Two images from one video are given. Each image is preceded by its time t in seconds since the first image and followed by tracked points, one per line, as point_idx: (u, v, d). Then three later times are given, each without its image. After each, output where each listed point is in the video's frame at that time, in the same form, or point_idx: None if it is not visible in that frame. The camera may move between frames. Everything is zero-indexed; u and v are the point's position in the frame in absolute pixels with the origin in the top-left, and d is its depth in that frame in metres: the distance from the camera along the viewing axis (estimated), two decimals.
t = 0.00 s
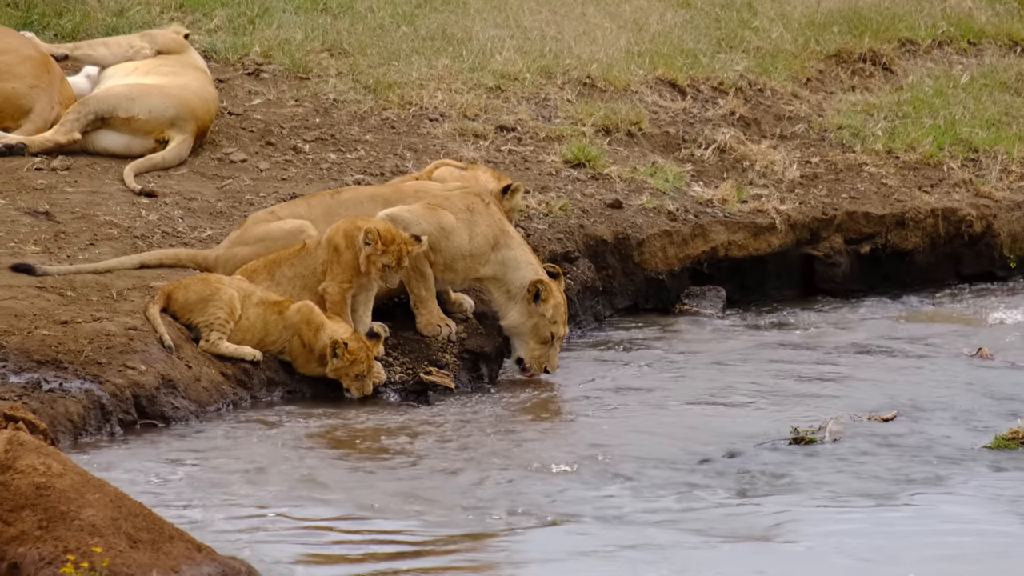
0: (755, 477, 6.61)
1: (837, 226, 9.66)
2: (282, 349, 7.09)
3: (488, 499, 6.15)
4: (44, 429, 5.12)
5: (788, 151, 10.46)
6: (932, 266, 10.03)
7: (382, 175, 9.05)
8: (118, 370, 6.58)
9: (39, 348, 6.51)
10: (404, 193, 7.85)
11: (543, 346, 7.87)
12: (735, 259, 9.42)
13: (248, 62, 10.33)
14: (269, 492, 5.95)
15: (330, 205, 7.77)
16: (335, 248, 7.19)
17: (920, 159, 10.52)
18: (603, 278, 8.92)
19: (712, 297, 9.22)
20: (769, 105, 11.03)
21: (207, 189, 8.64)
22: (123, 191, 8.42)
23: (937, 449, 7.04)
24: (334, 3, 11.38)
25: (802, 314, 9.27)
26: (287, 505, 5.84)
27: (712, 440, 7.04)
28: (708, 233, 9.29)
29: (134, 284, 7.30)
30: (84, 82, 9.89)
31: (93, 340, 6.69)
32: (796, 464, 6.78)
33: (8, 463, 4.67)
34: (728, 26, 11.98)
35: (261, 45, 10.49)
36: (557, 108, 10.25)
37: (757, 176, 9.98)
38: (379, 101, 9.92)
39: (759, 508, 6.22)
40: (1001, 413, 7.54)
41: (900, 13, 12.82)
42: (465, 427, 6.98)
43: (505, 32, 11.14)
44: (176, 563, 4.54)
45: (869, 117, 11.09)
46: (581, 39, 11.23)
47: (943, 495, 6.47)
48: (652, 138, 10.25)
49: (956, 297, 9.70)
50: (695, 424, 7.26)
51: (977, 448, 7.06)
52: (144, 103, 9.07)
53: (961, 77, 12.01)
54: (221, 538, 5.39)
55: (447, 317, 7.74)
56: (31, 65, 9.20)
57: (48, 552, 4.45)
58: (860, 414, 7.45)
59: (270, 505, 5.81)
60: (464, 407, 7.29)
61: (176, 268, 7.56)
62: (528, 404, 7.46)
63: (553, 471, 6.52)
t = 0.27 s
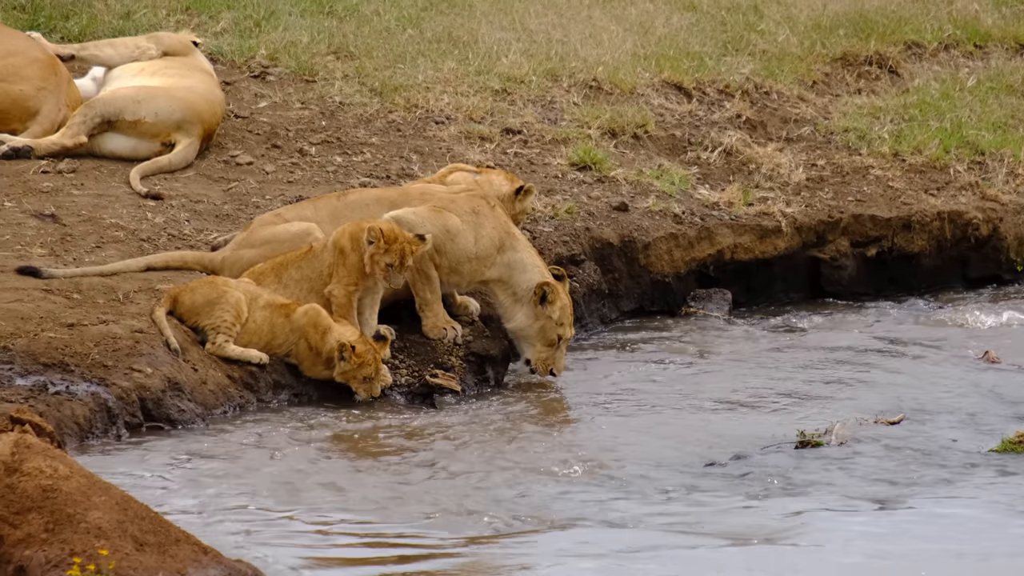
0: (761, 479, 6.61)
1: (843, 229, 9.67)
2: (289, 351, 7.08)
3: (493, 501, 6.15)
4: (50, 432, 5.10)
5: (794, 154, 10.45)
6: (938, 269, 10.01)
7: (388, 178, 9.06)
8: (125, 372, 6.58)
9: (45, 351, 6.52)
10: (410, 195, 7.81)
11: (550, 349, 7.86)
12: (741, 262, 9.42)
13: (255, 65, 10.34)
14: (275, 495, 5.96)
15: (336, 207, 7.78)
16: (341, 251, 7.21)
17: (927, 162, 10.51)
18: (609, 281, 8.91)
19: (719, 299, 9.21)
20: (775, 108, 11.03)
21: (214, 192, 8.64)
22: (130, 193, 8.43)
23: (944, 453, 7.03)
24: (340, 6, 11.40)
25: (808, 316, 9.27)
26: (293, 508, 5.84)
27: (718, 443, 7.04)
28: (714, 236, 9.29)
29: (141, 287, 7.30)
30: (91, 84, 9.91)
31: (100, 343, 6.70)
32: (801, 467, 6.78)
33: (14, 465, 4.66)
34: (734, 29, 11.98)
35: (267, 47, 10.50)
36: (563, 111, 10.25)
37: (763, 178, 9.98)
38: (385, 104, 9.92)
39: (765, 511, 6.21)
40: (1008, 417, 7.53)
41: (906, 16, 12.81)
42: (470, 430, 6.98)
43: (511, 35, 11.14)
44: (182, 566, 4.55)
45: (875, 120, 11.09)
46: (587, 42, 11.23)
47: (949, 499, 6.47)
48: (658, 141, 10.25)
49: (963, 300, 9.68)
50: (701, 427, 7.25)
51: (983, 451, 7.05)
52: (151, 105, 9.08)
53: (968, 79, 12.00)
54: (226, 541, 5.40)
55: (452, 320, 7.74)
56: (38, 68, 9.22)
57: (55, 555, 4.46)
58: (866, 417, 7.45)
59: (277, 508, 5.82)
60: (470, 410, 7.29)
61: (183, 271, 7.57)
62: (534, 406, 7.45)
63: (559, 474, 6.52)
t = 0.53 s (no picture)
0: (767, 481, 6.60)
1: (849, 231, 9.66)
2: (295, 353, 7.08)
3: (500, 503, 6.14)
4: (56, 432, 5.06)
5: (800, 156, 10.46)
6: (944, 271, 10.01)
7: (394, 179, 9.06)
8: (130, 374, 6.58)
9: (50, 352, 6.52)
10: (417, 198, 7.82)
11: (558, 349, 7.84)
12: (747, 263, 9.41)
13: (261, 66, 10.34)
14: (282, 496, 5.95)
15: (342, 210, 7.77)
16: (346, 253, 7.20)
17: (932, 164, 10.51)
18: (615, 282, 8.91)
19: (724, 301, 9.23)
20: (781, 110, 11.03)
21: (219, 193, 8.64)
22: (135, 195, 8.43)
23: (950, 454, 7.02)
24: (346, 8, 11.40)
25: (815, 318, 9.26)
26: (299, 509, 5.83)
27: (724, 444, 7.03)
28: (720, 238, 9.29)
29: (146, 288, 7.30)
30: (96, 86, 9.91)
31: (105, 344, 6.70)
32: (807, 468, 6.77)
33: (19, 466, 4.64)
34: (740, 31, 11.98)
35: (273, 49, 10.50)
36: (569, 113, 10.26)
37: (768, 180, 9.98)
38: (391, 105, 9.92)
39: (771, 513, 6.21)
40: (1014, 418, 7.53)
41: (912, 18, 12.81)
42: (476, 431, 6.98)
43: (517, 36, 11.15)
44: (187, 567, 4.55)
45: (881, 122, 11.09)
46: (593, 44, 11.23)
47: (955, 500, 6.46)
48: (664, 142, 10.24)
49: (968, 302, 9.68)
50: (707, 429, 7.25)
51: (989, 453, 7.05)
52: (156, 107, 9.08)
53: (974, 81, 12.00)
54: (232, 542, 5.39)
55: (459, 321, 7.74)
56: (43, 69, 9.22)
57: (61, 556, 4.46)
58: (872, 419, 7.44)
59: (283, 509, 5.81)
60: (475, 411, 7.28)
61: (188, 272, 7.57)
62: (539, 407, 7.45)
63: (565, 476, 6.52)
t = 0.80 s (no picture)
0: (770, 480, 6.60)
1: (852, 230, 9.66)
2: (298, 351, 7.08)
3: (503, 501, 6.14)
4: (59, 432, 5.09)
5: (803, 155, 10.45)
6: (947, 270, 10.01)
7: (397, 178, 9.06)
8: (133, 373, 6.58)
9: (53, 351, 6.52)
10: (420, 195, 7.83)
11: (559, 350, 7.85)
12: (750, 262, 9.41)
13: (263, 66, 10.34)
14: (285, 495, 5.95)
15: (344, 208, 7.78)
16: (349, 252, 7.21)
17: (935, 163, 10.50)
18: (618, 281, 8.91)
19: (728, 300, 9.23)
20: (784, 108, 11.03)
21: (222, 192, 8.64)
22: (138, 194, 8.42)
23: (953, 453, 7.02)
24: (349, 7, 11.40)
25: (818, 317, 9.26)
26: (302, 508, 5.83)
27: (727, 443, 7.03)
28: (723, 237, 9.28)
29: (149, 287, 7.30)
30: (99, 85, 9.91)
31: (108, 343, 6.70)
32: (811, 467, 6.77)
33: (24, 465, 4.66)
34: (743, 30, 11.97)
35: (276, 48, 10.50)
36: (572, 112, 10.25)
37: (772, 179, 9.98)
38: (394, 104, 9.91)
39: (775, 512, 6.20)
40: (1017, 417, 7.52)
41: (915, 17, 12.80)
42: (479, 430, 6.98)
43: (520, 36, 11.14)
44: (190, 566, 4.52)
45: (884, 120, 11.08)
46: (596, 43, 11.22)
47: (959, 499, 6.46)
48: (667, 141, 10.24)
49: (971, 301, 9.67)
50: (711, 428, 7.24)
51: (992, 451, 7.05)
52: (159, 105, 9.08)
53: (977, 80, 11.99)
54: (235, 541, 5.39)
55: (461, 320, 7.74)
56: (46, 68, 9.22)
57: (63, 555, 4.44)
58: (875, 417, 7.44)
59: (286, 508, 5.81)
60: (478, 409, 7.28)
61: (191, 271, 7.58)
62: (542, 406, 7.44)
63: (568, 474, 6.51)
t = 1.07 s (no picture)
0: (773, 478, 6.60)
1: (854, 228, 9.67)
2: (301, 350, 7.07)
3: (506, 500, 6.14)
4: (61, 431, 5.09)
5: (805, 153, 10.45)
6: (949, 268, 10.00)
7: (399, 177, 9.05)
8: (135, 371, 6.58)
9: (56, 350, 6.52)
10: (422, 195, 7.84)
11: (563, 348, 7.87)
12: (752, 260, 9.42)
13: (266, 64, 10.34)
14: (287, 494, 5.95)
15: (347, 207, 7.78)
16: (350, 250, 7.22)
17: (938, 161, 10.50)
18: (620, 280, 8.91)
19: (729, 299, 9.23)
20: (786, 107, 11.03)
21: (224, 191, 8.64)
22: (140, 192, 8.42)
23: (956, 451, 7.03)
24: (351, 5, 11.40)
25: (821, 315, 9.26)
26: (305, 507, 5.83)
27: (730, 442, 7.03)
28: (725, 235, 9.29)
29: (151, 286, 7.30)
30: (101, 83, 9.91)
31: (110, 342, 6.70)
32: (813, 466, 6.77)
33: (25, 464, 4.66)
34: (745, 28, 11.97)
35: (278, 46, 10.50)
36: (575, 110, 10.25)
37: (774, 178, 9.98)
38: (397, 103, 9.91)
39: (777, 510, 6.20)
40: (1020, 416, 7.52)
41: (918, 15, 12.80)
42: (481, 428, 6.98)
43: (522, 34, 11.14)
44: (193, 564, 4.52)
45: (886, 119, 11.08)
46: (598, 41, 11.22)
47: (961, 497, 6.46)
48: (669, 140, 10.24)
49: (974, 299, 9.66)
50: (713, 426, 7.24)
51: (994, 450, 7.05)
52: (161, 104, 9.08)
53: (979, 79, 11.99)
54: (238, 540, 5.38)
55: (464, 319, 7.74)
56: (48, 67, 9.22)
57: (66, 553, 4.43)
58: (877, 416, 7.44)
59: (289, 506, 5.81)
60: (480, 408, 7.28)
61: (193, 270, 7.57)
62: (544, 405, 7.44)
63: (570, 473, 6.51)
